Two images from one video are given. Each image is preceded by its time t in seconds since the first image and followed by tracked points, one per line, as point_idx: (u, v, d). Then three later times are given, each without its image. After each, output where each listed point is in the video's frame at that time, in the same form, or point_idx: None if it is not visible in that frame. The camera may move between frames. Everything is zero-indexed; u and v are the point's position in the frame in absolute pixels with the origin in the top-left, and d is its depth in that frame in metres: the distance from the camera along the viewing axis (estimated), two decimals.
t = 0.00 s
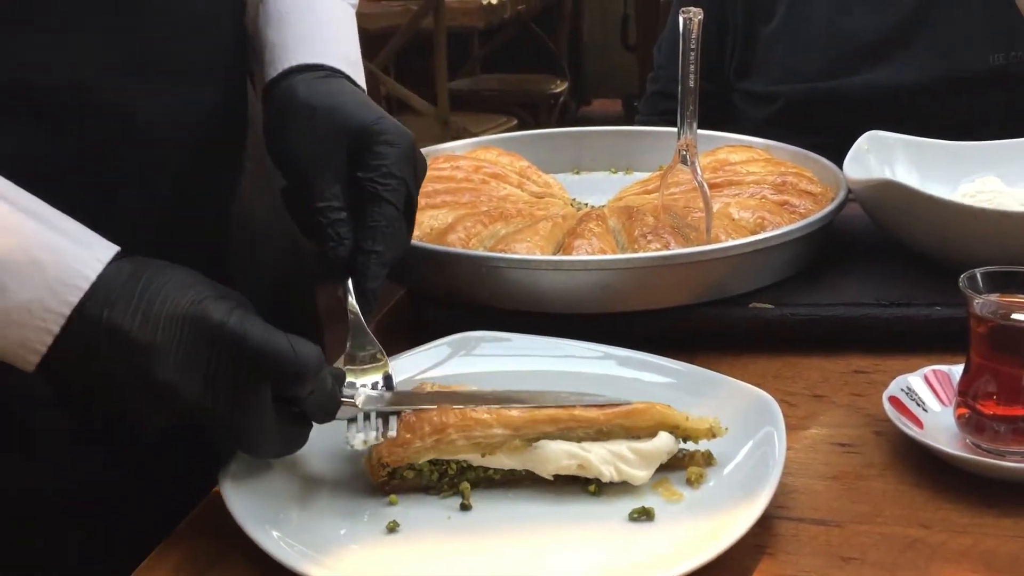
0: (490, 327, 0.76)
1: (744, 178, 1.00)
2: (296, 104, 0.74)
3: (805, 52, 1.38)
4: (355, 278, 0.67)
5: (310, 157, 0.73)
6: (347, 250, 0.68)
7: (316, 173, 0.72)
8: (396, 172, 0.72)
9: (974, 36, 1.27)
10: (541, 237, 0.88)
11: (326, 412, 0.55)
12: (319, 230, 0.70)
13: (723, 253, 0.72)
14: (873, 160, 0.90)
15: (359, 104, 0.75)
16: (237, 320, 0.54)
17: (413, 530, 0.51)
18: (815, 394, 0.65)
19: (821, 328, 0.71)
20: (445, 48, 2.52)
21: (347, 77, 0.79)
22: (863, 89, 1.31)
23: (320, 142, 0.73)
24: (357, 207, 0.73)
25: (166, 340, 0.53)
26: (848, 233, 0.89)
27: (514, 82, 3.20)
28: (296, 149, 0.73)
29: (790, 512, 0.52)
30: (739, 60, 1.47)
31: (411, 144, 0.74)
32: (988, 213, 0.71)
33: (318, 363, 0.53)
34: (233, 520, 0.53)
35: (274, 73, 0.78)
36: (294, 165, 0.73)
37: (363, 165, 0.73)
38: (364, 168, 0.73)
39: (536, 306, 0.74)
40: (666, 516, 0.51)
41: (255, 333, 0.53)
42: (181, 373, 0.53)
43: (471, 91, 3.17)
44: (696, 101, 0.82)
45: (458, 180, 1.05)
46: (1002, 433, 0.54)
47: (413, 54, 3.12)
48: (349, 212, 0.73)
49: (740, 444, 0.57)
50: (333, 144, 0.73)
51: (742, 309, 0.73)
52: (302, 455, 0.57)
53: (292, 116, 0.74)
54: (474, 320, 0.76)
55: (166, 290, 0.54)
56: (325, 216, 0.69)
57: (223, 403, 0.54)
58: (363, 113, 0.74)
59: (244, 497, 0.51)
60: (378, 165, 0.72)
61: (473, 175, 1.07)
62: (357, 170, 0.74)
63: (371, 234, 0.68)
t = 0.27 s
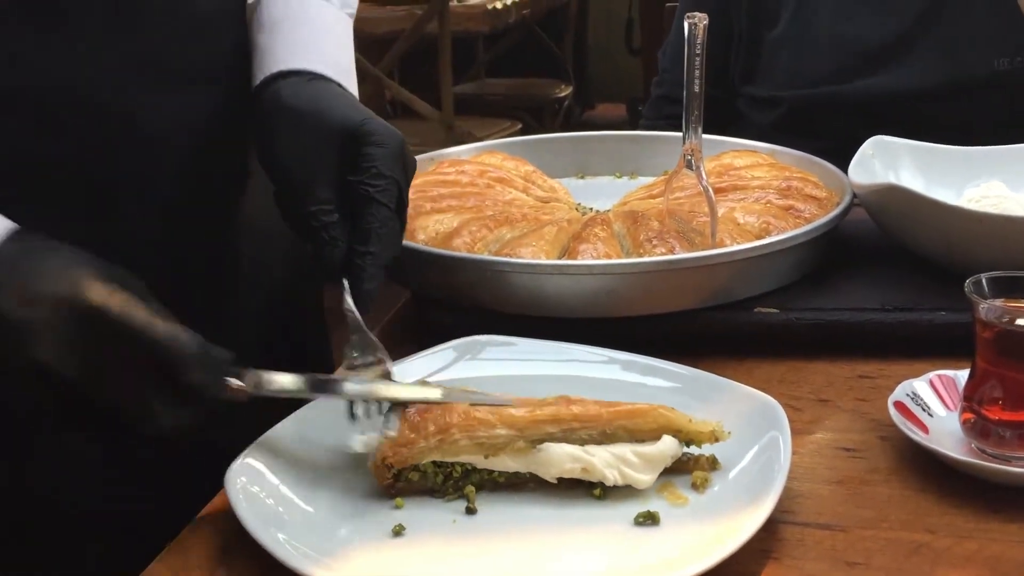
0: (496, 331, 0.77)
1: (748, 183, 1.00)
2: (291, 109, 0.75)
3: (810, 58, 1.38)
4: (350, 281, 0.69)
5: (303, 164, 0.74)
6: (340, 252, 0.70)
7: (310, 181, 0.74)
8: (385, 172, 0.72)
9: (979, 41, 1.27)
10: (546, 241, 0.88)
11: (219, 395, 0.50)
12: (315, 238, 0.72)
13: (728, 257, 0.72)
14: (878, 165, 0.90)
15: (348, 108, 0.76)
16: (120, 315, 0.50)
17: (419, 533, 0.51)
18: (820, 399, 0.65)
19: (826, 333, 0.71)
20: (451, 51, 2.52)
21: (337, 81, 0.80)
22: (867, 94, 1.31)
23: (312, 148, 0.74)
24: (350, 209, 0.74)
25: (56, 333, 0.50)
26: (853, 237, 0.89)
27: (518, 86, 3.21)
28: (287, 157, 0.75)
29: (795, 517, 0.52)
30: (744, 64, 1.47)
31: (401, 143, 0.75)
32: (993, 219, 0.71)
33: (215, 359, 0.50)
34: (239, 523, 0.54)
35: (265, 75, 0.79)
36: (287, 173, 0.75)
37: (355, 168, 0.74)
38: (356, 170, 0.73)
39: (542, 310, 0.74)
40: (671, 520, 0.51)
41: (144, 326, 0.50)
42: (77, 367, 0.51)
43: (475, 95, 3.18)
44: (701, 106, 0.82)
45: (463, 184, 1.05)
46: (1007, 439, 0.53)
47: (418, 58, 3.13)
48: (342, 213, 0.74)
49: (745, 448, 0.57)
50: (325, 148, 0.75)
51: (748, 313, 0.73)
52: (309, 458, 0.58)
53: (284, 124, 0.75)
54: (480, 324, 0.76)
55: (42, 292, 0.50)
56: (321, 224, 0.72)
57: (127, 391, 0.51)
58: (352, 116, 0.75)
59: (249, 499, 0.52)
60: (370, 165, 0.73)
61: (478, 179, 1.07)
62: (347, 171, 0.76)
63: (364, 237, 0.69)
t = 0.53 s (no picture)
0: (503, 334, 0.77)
1: (755, 186, 1.00)
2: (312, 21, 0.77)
3: (816, 61, 1.38)
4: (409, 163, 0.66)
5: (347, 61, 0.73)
6: (400, 138, 0.67)
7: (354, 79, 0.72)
8: (431, 74, 0.71)
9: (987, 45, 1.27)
10: (552, 246, 0.88)
11: (213, 267, 0.56)
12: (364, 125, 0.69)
13: (735, 261, 0.72)
14: (885, 168, 0.90)
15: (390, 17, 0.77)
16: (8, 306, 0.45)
17: (426, 536, 0.51)
18: (827, 403, 0.65)
19: (833, 337, 0.71)
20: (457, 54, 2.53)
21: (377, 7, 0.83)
22: (874, 97, 1.31)
23: (354, 49, 0.74)
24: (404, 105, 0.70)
25: None
26: (860, 241, 0.89)
27: (524, 89, 3.21)
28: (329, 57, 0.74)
29: (803, 521, 0.52)
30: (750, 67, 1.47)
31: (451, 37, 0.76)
32: (1001, 223, 0.71)
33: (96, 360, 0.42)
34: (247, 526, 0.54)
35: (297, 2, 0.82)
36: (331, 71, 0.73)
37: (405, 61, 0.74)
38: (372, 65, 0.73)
39: (549, 314, 0.74)
40: (678, 524, 0.51)
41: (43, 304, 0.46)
42: None
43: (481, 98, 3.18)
44: (708, 109, 0.82)
45: (469, 187, 1.05)
46: (1015, 443, 0.53)
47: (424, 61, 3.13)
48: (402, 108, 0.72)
49: (752, 452, 0.57)
50: (368, 48, 0.74)
51: (754, 317, 0.73)
52: (316, 460, 0.58)
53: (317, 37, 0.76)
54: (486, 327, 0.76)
55: None
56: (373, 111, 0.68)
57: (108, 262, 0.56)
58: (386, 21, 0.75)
59: (256, 502, 0.52)
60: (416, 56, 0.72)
61: (485, 183, 1.07)
62: (400, 68, 0.74)
63: (421, 120, 0.67)
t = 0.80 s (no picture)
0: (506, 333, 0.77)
1: (759, 185, 1.00)
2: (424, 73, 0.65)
3: (820, 60, 1.38)
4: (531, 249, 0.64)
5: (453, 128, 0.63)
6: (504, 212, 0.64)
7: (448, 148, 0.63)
8: (534, 154, 0.63)
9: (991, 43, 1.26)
10: (555, 244, 0.88)
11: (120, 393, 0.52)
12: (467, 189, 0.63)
13: (739, 259, 0.72)
14: (889, 166, 0.90)
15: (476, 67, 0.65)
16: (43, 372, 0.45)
17: (429, 535, 0.51)
18: (831, 402, 0.65)
19: (837, 335, 0.71)
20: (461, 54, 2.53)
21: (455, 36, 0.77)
22: (877, 96, 1.31)
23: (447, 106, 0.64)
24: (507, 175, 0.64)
25: None
26: (863, 239, 0.89)
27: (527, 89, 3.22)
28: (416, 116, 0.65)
29: (806, 520, 0.52)
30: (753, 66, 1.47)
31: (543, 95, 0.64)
32: (1005, 221, 0.70)
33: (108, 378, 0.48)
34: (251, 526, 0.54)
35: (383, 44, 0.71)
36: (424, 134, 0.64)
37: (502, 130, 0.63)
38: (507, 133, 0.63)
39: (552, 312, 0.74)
40: (682, 522, 0.51)
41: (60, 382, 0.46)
42: None
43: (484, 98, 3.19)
44: (711, 108, 0.82)
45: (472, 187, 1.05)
46: (1020, 442, 0.53)
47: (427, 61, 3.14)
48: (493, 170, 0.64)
49: (755, 451, 0.57)
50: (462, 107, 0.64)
51: (758, 316, 0.73)
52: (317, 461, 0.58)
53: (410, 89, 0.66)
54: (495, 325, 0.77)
55: None
56: (479, 198, 0.63)
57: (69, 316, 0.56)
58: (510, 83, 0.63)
59: (260, 500, 0.52)
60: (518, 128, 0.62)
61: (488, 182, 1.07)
62: (496, 132, 0.64)
63: (529, 206, 0.63)
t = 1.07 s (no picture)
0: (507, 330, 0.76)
1: (761, 181, 1.00)
2: (388, 111, 0.77)
3: (823, 56, 1.38)
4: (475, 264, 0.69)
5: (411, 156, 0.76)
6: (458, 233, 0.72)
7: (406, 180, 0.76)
8: (483, 190, 0.71)
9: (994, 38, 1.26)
10: (557, 241, 0.88)
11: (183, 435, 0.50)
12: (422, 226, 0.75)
13: (741, 255, 0.71)
14: (890, 162, 0.90)
15: (428, 103, 0.76)
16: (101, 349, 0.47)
17: (429, 532, 0.51)
18: (832, 397, 0.65)
19: (839, 331, 0.71)
20: (463, 51, 2.53)
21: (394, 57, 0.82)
22: (880, 92, 1.31)
23: (409, 149, 0.76)
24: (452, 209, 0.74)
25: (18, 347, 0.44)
26: (865, 235, 0.89)
27: (530, 86, 3.22)
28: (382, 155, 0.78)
29: (808, 516, 0.52)
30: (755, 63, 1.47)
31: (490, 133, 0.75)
32: (1007, 216, 0.70)
33: (192, 399, 0.51)
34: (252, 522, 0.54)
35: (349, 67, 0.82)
36: (387, 171, 0.78)
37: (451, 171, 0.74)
38: (460, 177, 0.73)
39: (553, 309, 0.74)
40: (684, 518, 0.51)
41: (127, 369, 0.47)
42: (32, 369, 0.45)
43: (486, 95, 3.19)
44: (712, 104, 0.82)
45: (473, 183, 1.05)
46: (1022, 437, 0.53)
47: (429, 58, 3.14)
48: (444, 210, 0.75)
49: (756, 447, 0.57)
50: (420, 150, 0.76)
51: (760, 312, 0.72)
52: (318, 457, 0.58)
53: (379, 124, 0.78)
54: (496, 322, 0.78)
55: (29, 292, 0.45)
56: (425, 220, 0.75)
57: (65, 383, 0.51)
58: (463, 121, 0.74)
59: (261, 497, 0.52)
60: (465, 162, 0.73)
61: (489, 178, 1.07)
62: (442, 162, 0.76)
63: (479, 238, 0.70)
